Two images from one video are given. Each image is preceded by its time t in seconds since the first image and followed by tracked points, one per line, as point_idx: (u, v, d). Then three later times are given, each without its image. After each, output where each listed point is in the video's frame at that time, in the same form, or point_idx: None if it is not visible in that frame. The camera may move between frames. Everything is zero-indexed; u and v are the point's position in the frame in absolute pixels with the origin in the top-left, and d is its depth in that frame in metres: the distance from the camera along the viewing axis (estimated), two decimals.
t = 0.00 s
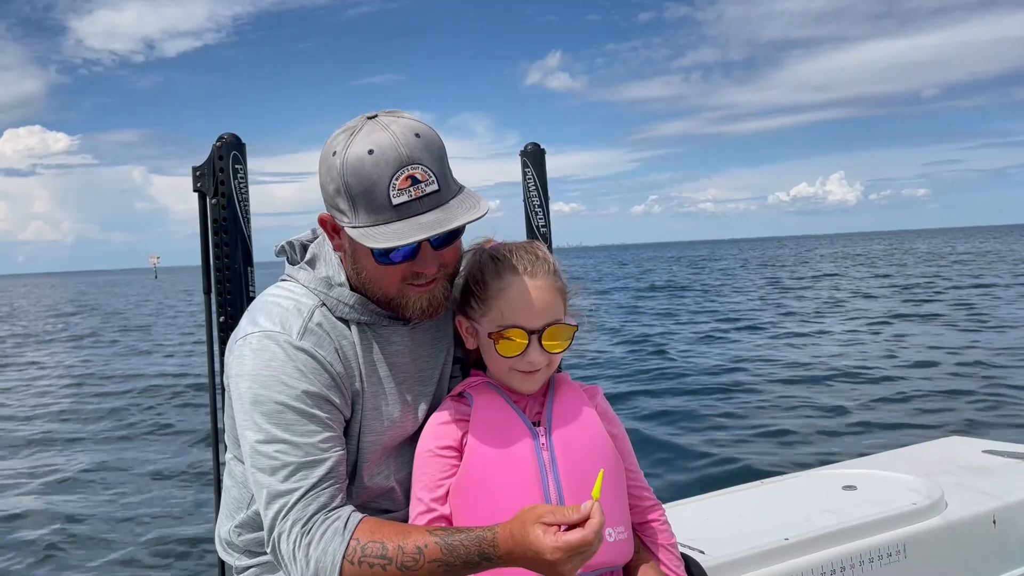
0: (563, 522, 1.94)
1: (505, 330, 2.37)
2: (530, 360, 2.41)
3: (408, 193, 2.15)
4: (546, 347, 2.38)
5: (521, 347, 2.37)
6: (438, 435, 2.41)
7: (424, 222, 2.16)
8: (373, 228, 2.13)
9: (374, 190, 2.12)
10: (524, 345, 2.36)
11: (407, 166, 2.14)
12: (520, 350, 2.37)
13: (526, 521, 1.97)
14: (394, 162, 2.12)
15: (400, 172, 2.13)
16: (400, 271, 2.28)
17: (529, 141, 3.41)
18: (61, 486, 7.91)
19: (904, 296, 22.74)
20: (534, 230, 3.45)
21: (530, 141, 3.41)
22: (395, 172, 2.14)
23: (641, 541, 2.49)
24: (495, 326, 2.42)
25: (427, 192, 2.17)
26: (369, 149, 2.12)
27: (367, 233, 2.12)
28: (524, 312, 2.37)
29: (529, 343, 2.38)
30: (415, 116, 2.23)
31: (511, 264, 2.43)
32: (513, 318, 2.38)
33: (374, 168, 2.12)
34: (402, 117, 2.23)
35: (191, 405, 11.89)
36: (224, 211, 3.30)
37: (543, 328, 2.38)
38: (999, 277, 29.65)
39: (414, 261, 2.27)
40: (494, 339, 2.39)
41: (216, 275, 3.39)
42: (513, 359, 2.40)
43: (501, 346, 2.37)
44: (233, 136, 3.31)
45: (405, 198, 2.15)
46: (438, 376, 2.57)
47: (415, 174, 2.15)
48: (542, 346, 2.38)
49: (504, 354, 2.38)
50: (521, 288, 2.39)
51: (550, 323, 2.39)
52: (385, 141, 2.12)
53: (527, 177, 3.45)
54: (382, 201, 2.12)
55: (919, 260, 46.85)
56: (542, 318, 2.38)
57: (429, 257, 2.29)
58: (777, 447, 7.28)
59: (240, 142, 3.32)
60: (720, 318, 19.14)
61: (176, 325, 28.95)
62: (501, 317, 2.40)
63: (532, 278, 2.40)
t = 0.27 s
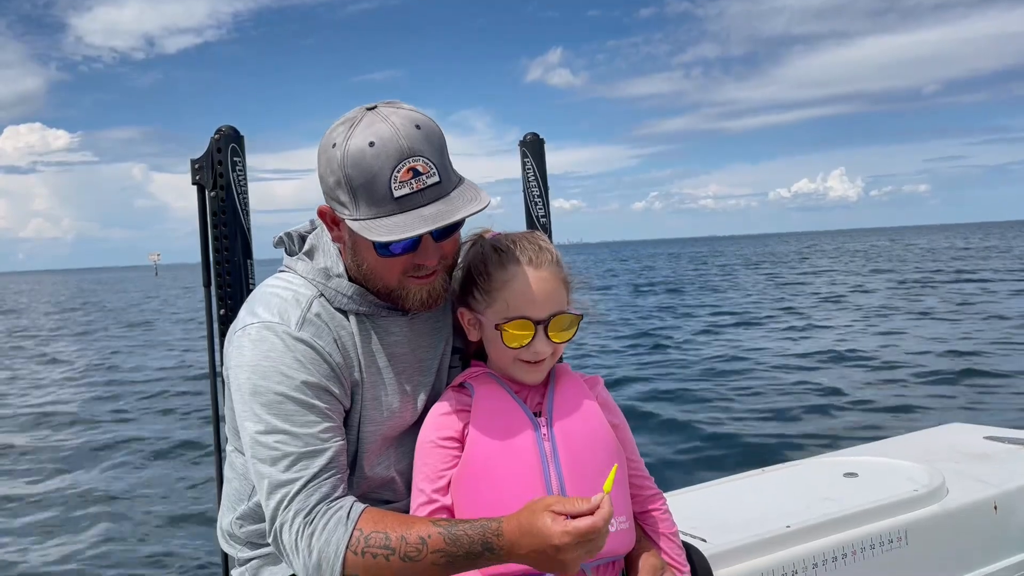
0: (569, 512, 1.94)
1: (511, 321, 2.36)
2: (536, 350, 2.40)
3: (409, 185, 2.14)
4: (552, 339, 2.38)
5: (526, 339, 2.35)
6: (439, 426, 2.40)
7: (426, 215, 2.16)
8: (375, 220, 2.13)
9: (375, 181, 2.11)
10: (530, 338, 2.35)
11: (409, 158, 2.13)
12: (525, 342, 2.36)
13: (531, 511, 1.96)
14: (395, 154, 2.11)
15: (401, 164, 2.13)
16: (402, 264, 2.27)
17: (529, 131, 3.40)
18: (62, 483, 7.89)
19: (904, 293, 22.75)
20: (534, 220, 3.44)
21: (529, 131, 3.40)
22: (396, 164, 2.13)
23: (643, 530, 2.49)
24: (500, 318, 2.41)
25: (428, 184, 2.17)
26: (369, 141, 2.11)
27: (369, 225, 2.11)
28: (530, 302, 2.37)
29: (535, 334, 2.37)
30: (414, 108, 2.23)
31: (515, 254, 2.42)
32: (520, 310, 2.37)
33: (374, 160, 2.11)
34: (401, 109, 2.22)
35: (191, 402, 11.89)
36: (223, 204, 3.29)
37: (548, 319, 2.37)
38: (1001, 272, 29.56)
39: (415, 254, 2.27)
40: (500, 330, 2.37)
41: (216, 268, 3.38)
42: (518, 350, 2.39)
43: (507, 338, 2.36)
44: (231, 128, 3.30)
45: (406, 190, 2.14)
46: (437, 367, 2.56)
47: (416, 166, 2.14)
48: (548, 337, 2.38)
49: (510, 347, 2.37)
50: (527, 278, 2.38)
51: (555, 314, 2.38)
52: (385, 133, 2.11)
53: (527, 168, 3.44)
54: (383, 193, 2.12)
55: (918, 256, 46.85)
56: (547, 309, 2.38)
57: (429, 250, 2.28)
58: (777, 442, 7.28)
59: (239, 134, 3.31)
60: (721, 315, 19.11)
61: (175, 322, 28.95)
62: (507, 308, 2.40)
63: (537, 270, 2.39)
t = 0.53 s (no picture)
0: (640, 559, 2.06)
1: (511, 318, 2.35)
2: (535, 346, 2.39)
3: (399, 171, 2.13)
4: (551, 335, 2.38)
5: (525, 334, 2.35)
6: (437, 419, 2.39)
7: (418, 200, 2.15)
8: (367, 209, 2.12)
9: (365, 170, 2.10)
10: (530, 334, 2.35)
11: (397, 144, 2.12)
12: (525, 338, 2.36)
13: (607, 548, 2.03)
14: (382, 141, 2.10)
15: (390, 151, 2.11)
16: (397, 253, 2.26)
17: (527, 122, 3.39)
18: (61, 480, 7.88)
19: (903, 289, 22.78)
20: (533, 211, 3.43)
21: (528, 123, 3.39)
22: (384, 151, 2.12)
23: (642, 520, 2.48)
24: (500, 314, 2.40)
25: (418, 169, 2.16)
26: (356, 130, 2.10)
27: (362, 215, 2.11)
28: (530, 299, 2.36)
29: (535, 331, 2.36)
30: (399, 95, 2.21)
31: (515, 250, 2.40)
32: (520, 306, 2.36)
33: (363, 149, 2.10)
34: (386, 96, 2.21)
35: (190, 399, 11.88)
36: (221, 198, 3.28)
37: (548, 317, 2.37)
38: (1000, 268, 29.58)
39: (411, 241, 2.26)
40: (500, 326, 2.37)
41: (215, 261, 3.37)
42: (517, 346, 2.39)
43: (509, 334, 2.36)
44: (229, 122, 3.29)
45: (397, 177, 2.13)
46: (434, 359, 2.55)
47: (404, 152, 2.13)
48: (548, 335, 2.38)
49: (510, 343, 2.37)
50: (526, 275, 2.36)
51: (555, 311, 2.38)
52: (372, 121, 2.10)
53: (526, 159, 3.42)
54: (374, 182, 2.11)
55: (918, 253, 46.87)
56: (547, 305, 2.37)
57: (425, 237, 2.28)
58: (777, 438, 7.28)
59: (237, 128, 3.30)
60: (721, 312, 19.10)
61: (174, 320, 28.94)
62: (507, 305, 2.38)
63: (538, 266, 2.38)
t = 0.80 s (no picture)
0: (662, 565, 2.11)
1: (514, 326, 2.35)
2: (535, 350, 2.40)
3: (390, 142, 2.15)
4: (552, 338, 2.38)
5: (527, 341, 2.35)
6: (435, 414, 2.40)
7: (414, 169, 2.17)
8: (364, 184, 2.14)
9: (357, 145, 2.11)
10: (532, 338, 2.34)
11: (385, 116, 2.14)
12: (527, 343, 2.35)
13: (635, 549, 2.07)
14: (370, 115, 2.12)
15: (378, 123, 2.13)
16: (399, 230, 2.27)
17: (523, 117, 3.39)
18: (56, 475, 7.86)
19: (899, 287, 22.83)
20: (530, 206, 3.43)
21: (524, 117, 3.39)
22: (373, 125, 2.13)
23: (640, 512, 2.49)
24: (503, 321, 2.39)
25: (409, 140, 2.17)
26: (343, 110, 2.13)
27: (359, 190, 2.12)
28: (533, 307, 2.35)
29: (538, 335, 2.36)
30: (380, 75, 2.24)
31: (518, 254, 2.37)
32: (524, 312, 2.35)
33: (352, 126, 2.12)
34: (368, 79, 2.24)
35: (186, 396, 11.87)
36: (217, 193, 3.28)
37: (550, 322, 2.37)
38: (998, 265, 29.63)
39: (411, 216, 2.27)
40: (502, 333, 2.36)
41: (212, 257, 3.37)
42: (519, 351, 2.39)
43: (511, 340, 2.35)
44: (225, 118, 3.28)
45: (388, 148, 2.15)
46: (434, 353, 2.56)
47: (393, 124, 2.14)
48: (550, 339, 2.39)
49: (512, 349, 2.37)
50: (529, 281, 2.34)
51: (556, 316, 2.37)
52: (357, 98, 2.12)
53: (521, 154, 3.42)
54: (367, 154, 2.13)
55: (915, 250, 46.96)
56: (549, 311, 2.37)
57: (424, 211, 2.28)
58: (773, 433, 7.29)
59: (232, 124, 3.30)
60: (719, 308, 19.10)
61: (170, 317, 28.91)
62: (511, 311, 2.37)
63: (540, 269, 2.35)
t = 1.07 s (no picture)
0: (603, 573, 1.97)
1: (515, 323, 2.34)
2: (534, 349, 2.40)
3: (404, 108, 2.33)
4: (552, 337, 2.39)
5: (527, 340, 2.35)
6: (432, 410, 2.40)
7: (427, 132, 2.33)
8: (382, 143, 2.28)
9: (374, 110, 2.29)
10: (533, 337, 2.34)
11: (397, 87, 2.34)
12: (527, 341, 2.35)
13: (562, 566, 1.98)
14: (383, 85, 2.32)
15: (393, 92, 2.32)
16: (412, 197, 2.35)
17: (518, 114, 3.39)
18: (55, 477, 7.86)
19: (898, 283, 22.83)
20: (525, 203, 3.43)
21: (519, 114, 3.39)
22: (388, 94, 2.33)
23: (634, 510, 2.50)
24: (504, 318, 2.38)
25: (420, 109, 2.36)
26: (358, 83, 2.32)
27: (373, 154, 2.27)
28: (534, 305, 2.35)
29: (538, 334, 2.36)
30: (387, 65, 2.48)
31: (520, 252, 2.37)
32: (524, 311, 2.35)
33: (368, 95, 2.30)
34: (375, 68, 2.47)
35: (184, 396, 11.84)
36: (211, 191, 3.27)
37: (551, 321, 2.37)
38: (996, 261, 29.68)
39: (423, 184, 2.36)
40: (502, 331, 2.36)
41: (206, 255, 3.36)
42: (518, 349, 2.38)
43: (512, 338, 2.35)
44: (219, 115, 3.28)
45: (403, 113, 2.32)
46: (429, 347, 2.56)
47: (405, 93, 2.34)
48: (549, 338, 2.39)
49: (512, 348, 2.37)
50: (531, 280, 2.34)
51: (556, 316, 2.38)
52: (370, 74, 2.34)
53: (517, 151, 3.42)
54: (385, 119, 2.29)
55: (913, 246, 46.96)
56: (549, 311, 2.37)
57: (437, 179, 2.38)
58: (771, 431, 7.30)
59: (226, 121, 3.29)
60: (717, 305, 19.12)
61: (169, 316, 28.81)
62: (512, 309, 2.36)
63: (542, 268, 2.36)
